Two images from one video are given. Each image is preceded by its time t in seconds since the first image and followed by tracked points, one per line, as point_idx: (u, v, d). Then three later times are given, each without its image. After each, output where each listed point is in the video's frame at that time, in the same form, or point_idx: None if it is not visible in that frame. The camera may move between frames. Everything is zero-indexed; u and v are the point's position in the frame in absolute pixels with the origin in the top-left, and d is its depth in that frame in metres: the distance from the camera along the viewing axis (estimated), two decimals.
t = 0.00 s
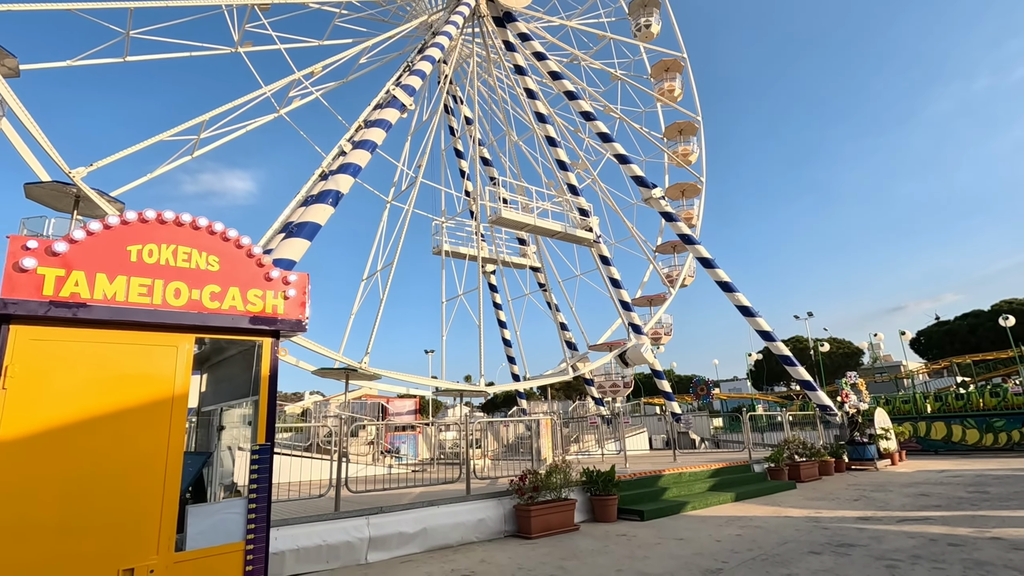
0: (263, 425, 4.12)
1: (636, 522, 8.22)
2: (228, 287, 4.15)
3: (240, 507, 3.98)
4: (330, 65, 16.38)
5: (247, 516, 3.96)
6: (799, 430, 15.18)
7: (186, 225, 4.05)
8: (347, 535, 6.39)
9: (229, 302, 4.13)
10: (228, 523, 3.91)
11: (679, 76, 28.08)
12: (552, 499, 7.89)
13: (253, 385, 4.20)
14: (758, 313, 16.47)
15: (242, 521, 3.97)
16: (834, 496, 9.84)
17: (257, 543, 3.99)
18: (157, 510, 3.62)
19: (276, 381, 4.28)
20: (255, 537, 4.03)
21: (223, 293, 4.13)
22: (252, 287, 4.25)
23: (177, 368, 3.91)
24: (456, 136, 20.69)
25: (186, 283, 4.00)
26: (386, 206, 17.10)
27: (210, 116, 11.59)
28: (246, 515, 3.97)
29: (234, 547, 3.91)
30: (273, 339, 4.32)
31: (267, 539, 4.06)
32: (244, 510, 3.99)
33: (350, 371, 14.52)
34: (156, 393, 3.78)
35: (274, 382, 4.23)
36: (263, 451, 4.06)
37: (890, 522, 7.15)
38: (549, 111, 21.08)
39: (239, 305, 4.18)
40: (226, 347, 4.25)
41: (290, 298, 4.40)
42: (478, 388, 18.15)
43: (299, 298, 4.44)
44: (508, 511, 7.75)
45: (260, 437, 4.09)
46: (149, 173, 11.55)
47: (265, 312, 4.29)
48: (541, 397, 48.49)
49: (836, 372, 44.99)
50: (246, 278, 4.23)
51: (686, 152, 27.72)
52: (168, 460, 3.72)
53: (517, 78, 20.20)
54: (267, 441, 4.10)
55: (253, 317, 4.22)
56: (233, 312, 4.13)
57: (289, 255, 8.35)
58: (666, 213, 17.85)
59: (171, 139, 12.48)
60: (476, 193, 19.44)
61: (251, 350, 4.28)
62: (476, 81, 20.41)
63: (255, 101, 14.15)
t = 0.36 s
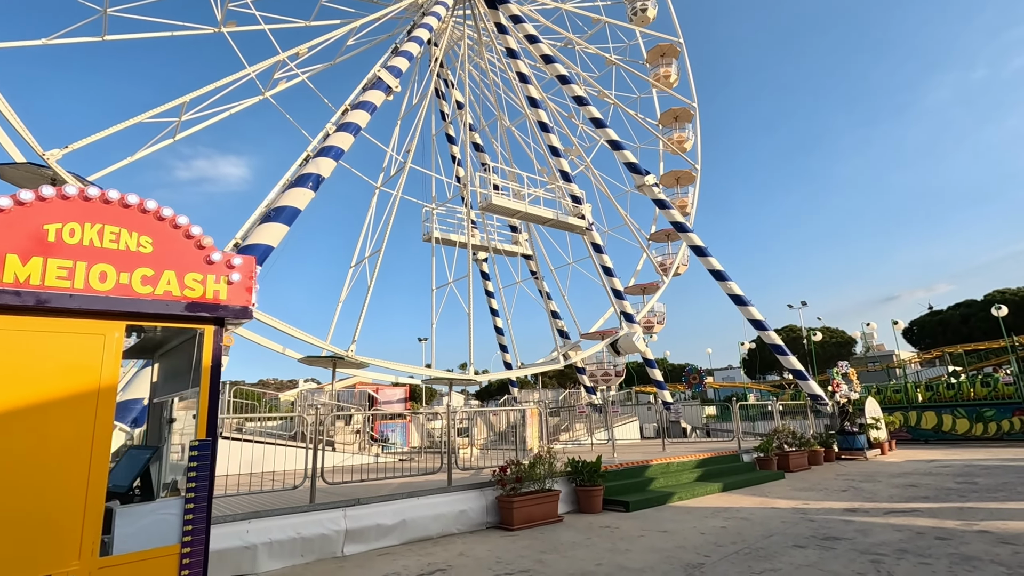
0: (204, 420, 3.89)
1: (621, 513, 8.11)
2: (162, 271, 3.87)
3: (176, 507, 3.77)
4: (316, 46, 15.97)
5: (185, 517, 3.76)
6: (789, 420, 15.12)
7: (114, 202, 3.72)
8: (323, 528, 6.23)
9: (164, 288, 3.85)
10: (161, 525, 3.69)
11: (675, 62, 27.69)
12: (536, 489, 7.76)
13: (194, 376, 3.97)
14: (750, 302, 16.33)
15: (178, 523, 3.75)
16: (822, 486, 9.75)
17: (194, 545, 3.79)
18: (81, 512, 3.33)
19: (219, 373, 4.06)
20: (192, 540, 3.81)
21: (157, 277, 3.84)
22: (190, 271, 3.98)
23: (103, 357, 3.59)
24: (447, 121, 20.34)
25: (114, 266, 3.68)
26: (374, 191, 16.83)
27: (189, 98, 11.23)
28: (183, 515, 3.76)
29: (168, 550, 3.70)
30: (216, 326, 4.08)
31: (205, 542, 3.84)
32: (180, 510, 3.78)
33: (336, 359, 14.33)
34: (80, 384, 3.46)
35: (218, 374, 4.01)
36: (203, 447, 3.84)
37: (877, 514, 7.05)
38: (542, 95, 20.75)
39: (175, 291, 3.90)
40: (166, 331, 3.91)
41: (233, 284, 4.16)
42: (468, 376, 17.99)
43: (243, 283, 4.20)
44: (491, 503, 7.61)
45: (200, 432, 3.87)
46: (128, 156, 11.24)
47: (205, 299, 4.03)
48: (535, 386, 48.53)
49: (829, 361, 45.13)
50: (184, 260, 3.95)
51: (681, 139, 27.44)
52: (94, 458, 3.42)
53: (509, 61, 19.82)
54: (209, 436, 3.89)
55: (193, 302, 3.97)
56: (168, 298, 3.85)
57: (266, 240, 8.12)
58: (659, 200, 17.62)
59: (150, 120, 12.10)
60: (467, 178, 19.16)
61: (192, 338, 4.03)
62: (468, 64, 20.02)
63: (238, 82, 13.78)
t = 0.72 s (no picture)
0: (150, 404, 3.67)
1: (612, 501, 7.96)
2: (100, 240, 3.59)
3: (117, 498, 3.54)
4: (304, 25, 15.56)
5: (127, 508, 3.53)
6: (783, 408, 15.03)
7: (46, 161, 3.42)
8: (304, 517, 6.05)
9: (104, 258, 3.59)
10: (100, 517, 3.46)
11: (672, 47, 27.29)
12: (524, 478, 7.59)
13: (140, 356, 3.74)
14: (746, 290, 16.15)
15: (120, 514, 3.52)
16: (815, 475, 9.64)
17: (138, 539, 3.57)
18: (7, 503, 3.10)
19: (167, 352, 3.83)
20: (135, 533, 3.58)
21: (94, 246, 3.57)
22: (134, 241, 3.71)
23: (33, 334, 3.35)
24: (440, 105, 19.98)
25: (46, 233, 3.40)
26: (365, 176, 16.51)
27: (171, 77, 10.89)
28: (126, 507, 3.54)
29: (109, 544, 3.47)
30: (165, 302, 3.86)
31: (149, 536, 3.63)
32: (122, 502, 3.55)
33: (326, 346, 14.11)
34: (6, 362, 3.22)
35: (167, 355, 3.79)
36: (148, 433, 3.62)
37: (872, 503, 6.92)
38: (537, 79, 20.37)
39: (117, 261, 3.64)
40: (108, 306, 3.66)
41: (184, 256, 3.91)
42: (460, 364, 17.82)
43: (194, 255, 3.95)
44: (478, 491, 7.44)
45: (145, 417, 3.64)
46: (110, 138, 10.95)
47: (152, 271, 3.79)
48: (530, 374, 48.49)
49: (823, 350, 45.22)
50: (128, 229, 3.68)
51: (677, 126, 27.12)
52: (23, 443, 3.19)
53: (503, 44, 19.42)
54: (155, 421, 3.67)
55: (137, 275, 3.71)
56: (109, 269, 3.61)
57: (247, 222, 7.79)
58: (654, 186, 17.36)
59: (131, 100, 11.75)
60: (460, 163, 18.85)
61: (138, 314, 3.80)
62: (460, 47, 19.63)
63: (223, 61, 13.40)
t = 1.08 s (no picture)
0: (77, 397, 3.36)
1: (609, 494, 7.71)
2: (17, 206, 3.25)
3: (38, 505, 3.20)
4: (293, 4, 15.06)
5: (51, 516, 3.21)
6: (783, 399, 14.80)
7: None
8: (286, 513, 5.76)
9: (22, 227, 3.27)
10: (19, 527, 3.12)
11: (672, 31, 26.77)
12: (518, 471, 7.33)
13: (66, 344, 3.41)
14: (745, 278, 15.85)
15: (41, 523, 3.19)
16: (818, 467, 9.39)
17: (62, 549, 3.25)
18: None
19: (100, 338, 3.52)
20: (60, 544, 3.26)
21: (10, 213, 3.23)
22: (59, 209, 3.39)
23: None
24: (435, 89, 19.48)
25: None
26: (357, 161, 16.10)
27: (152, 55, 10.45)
28: (48, 515, 3.21)
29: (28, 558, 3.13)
30: (97, 279, 3.55)
31: (77, 547, 3.32)
32: (43, 509, 3.21)
33: (317, 336, 13.80)
34: None
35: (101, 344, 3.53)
36: (75, 429, 3.29)
37: (878, 497, 6.66)
38: (534, 63, 19.88)
39: (38, 231, 3.32)
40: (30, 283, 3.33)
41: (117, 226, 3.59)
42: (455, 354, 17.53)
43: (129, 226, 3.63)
44: (471, 485, 7.17)
45: (71, 412, 3.34)
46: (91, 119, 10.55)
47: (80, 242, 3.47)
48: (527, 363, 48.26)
49: (821, 340, 45.12)
50: (51, 195, 3.35)
51: (677, 112, 26.69)
52: None
53: (499, 26, 18.92)
54: (84, 417, 3.37)
55: (62, 247, 3.39)
56: (28, 240, 3.28)
57: (225, 202, 7.31)
58: (653, 172, 16.98)
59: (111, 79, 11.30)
60: (454, 149, 18.43)
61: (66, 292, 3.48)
62: (455, 29, 19.12)
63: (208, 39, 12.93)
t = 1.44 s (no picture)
0: None
1: (603, 487, 7.51)
2: None
3: None
4: None
5: None
6: (781, 389, 14.64)
7: None
8: (265, 508, 5.51)
9: None
10: None
11: (671, 17, 26.34)
12: (510, 463, 7.12)
13: None
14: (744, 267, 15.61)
15: None
16: (817, 458, 9.20)
17: None
18: None
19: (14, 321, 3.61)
20: None
21: None
22: None
23: None
24: (429, 75, 19.09)
25: None
26: (349, 148, 15.77)
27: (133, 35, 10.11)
28: None
29: None
30: (15, 255, 3.69)
31: None
32: None
33: (307, 326, 13.52)
34: None
35: (11, 343, 3.55)
36: None
37: (880, 490, 6.48)
38: (529, 48, 19.49)
39: None
40: None
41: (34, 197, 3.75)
42: (449, 344, 17.23)
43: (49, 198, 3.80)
44: (460, 478, 6.95)
45: None
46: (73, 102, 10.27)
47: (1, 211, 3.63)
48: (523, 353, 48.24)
49: (819, 330, 45.06)
50: None
51: (675, 100, 26.34)
52: None
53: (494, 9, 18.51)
54: None
55: None
56: None
57: (205, 186, 7.00)
58: (650, 159, 16.67)
59: (92, 60, 10.94)
60: (448, 135, 18.08)
61: None
62: (449, 13, 18.70)
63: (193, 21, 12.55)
